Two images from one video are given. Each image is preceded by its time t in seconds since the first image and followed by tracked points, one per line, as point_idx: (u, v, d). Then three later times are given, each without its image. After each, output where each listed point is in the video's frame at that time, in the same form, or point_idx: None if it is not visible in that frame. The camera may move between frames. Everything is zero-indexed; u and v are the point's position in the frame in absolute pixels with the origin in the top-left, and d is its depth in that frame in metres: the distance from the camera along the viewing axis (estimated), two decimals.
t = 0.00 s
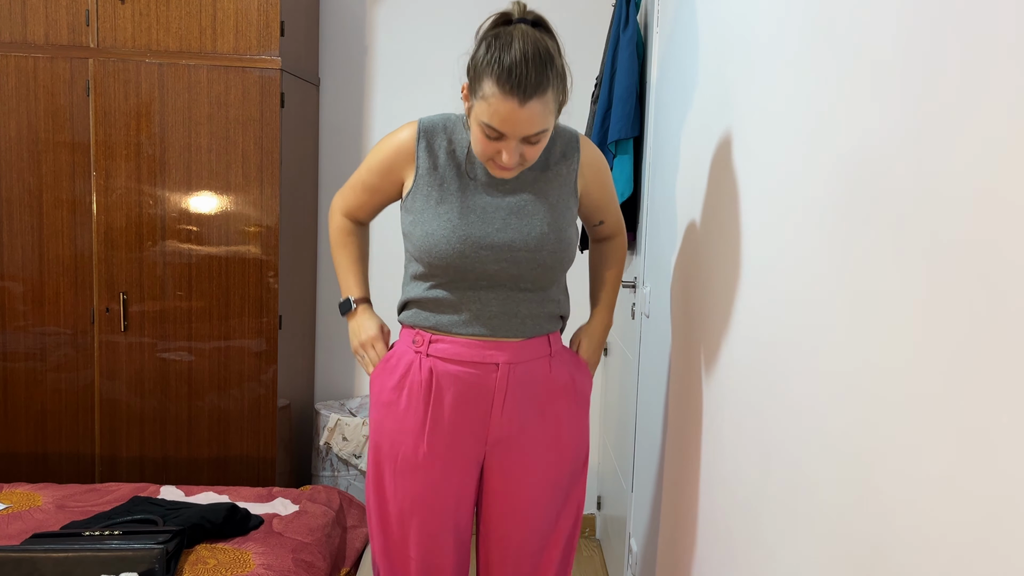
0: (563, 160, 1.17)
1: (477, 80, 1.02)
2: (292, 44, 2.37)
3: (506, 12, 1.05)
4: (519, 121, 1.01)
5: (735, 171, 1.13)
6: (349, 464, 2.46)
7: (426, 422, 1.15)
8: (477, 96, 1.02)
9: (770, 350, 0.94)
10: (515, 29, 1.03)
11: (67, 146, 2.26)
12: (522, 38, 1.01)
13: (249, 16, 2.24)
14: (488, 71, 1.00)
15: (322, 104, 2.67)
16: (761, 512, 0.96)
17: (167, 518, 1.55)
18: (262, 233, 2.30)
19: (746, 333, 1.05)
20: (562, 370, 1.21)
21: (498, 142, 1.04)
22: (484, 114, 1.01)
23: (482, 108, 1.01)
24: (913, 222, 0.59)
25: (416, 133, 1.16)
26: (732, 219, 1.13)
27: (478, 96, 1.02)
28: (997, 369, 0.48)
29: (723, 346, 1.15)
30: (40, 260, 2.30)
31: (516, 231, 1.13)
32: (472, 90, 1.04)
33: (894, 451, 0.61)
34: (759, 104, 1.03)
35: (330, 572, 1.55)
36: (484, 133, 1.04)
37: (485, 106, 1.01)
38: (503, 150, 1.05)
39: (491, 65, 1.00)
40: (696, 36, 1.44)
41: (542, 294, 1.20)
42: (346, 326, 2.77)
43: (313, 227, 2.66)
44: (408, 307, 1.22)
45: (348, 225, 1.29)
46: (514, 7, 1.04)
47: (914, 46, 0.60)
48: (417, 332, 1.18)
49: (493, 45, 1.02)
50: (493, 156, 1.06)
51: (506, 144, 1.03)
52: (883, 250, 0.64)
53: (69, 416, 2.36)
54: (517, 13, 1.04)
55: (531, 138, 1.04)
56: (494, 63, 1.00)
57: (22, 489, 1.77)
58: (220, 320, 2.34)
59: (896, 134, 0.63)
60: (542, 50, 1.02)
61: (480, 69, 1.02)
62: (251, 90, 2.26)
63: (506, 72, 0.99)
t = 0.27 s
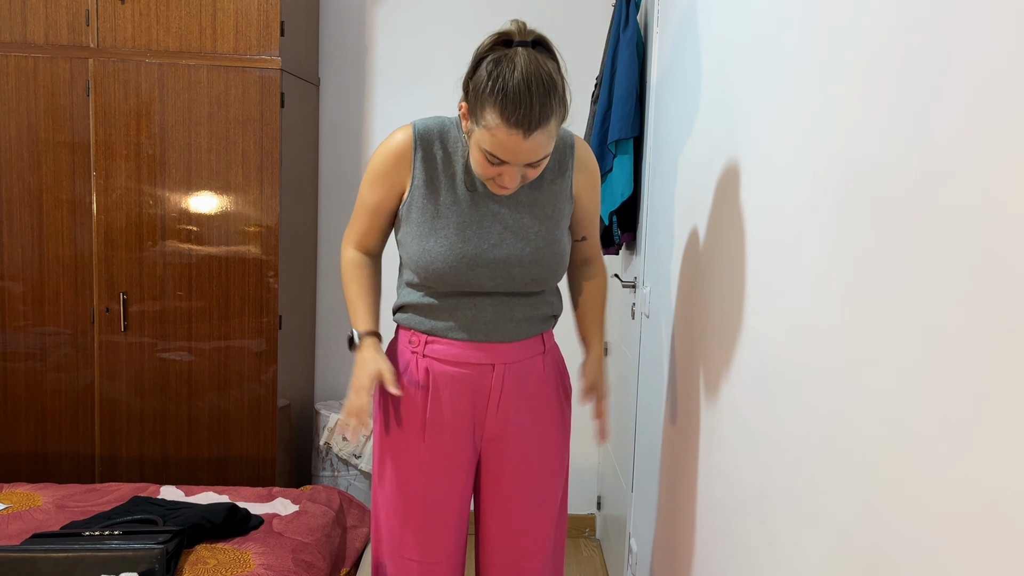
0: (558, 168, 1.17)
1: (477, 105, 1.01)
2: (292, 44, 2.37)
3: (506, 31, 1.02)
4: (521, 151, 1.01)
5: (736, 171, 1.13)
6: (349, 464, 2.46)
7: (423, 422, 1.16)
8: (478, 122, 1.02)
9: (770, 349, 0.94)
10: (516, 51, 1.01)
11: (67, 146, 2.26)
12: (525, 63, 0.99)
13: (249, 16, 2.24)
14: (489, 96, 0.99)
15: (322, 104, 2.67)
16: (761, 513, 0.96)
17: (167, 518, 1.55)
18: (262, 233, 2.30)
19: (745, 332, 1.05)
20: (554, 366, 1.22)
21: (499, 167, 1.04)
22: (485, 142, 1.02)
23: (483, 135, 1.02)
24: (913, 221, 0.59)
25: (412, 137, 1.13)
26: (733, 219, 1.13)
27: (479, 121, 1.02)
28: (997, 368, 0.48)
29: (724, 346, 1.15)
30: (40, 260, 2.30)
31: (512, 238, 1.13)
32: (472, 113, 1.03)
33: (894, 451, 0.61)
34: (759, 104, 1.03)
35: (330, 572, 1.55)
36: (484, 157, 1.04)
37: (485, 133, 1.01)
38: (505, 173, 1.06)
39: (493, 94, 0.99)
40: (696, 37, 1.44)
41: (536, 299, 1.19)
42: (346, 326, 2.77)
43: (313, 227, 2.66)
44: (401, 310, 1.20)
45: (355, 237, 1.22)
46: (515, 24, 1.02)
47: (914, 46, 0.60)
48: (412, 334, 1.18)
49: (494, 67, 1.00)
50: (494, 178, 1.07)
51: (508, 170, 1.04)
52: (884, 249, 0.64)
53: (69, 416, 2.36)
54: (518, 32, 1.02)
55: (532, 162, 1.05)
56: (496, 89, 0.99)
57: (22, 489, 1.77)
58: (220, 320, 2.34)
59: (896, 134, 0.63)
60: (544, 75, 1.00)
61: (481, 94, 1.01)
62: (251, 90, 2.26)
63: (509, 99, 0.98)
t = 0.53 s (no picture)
0: (562, 173, 1.16)
1: (475, 69, 1.02)
2: (292, 44, 2.37)
3: (496, 7, 1.05)
4: (523, 99, 0.99)
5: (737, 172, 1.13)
6: (349, 464, 2.46)
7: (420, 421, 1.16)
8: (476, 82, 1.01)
9: (771, 350, 0.94)
10: (508, 20, 1.04)
11: (67, 146, 2.26)
12: (517, 26, 1.02)
13: (249, 16, 2.24)
14: (486, 55, 1.01)
15: (322, 104, 2.67)
16: (761, 513, 0.96)
17: (167, 518, 1.55)
18: (262, 233, 2.30)
19: (746, 332, 1.06)
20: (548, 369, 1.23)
21: (501, 129, 1.02)
22: (485, 97, 1.00)
23: (482, 92, 1.00)
24: (913, 223, 0.59)
25: (412, 142, 1.12)
26: (733, 219, 1.13)
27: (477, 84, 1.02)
28: (997, 369, 0.48)
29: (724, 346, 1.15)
30: (40, 260, 2.30)
31: (512, 246, 1.13)
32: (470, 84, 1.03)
33: (894, 452, 0.61)
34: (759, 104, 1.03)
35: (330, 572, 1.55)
36: (486, 120, 1.02)
37: (485, 88, 1.00)
38: (508, 139, 1.02)
39: (492, 50, 1.00)
40: (697, 37, 1.44)
41: (534, 305, 1.19)
42: (346, 326, 2.77)
43: (313, 228, 2.66)
44: (400, 312, 1.21)
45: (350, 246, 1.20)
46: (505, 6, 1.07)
47: (914, 47, 0.60)
48: (411, 337, 1.19)
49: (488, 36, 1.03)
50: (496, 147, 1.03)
51: (510, 125, 1.01)
52: (884, 250, 0.64)
53: (69, 416, 2.36)
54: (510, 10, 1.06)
55: (535, 121, 1.02)
56: (492, 48, 1.00)
57: (22, 489, 1.76)
58: (220, 320, 2.34)
59: (896, 134, 0.63)
60: (539, 35, 1.03)
61: (478, 59, 1.02)
62: (251, 90, 2.26)
63: (505, 53, 0.99)
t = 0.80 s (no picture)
0: (568, 180, 1.17)
1: (478, 63, 1.02)
2: (292, 44, 2.37)
3: (493, 8, 1.05)
4: (527, 84, 0.99)
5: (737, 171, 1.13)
6: (349, 464, 2.46)
7: (418, 422, 1.16)
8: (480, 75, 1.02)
9: (771, 350, 0.94)
10: (506, 16, 1.04)
11: (67, 146, 2.26)
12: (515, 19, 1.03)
13: (249, 16, 2.24)
14: (488, 47, 1.01)
15: (322, 103, 2.67)
16: (762, 513, 0.96)
17: (167, 518, 1.55)
18: (262, 233, 2.30)
19: (746, 332, 1.05)
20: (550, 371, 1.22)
21: (508, 119, 1.01)
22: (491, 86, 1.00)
23: (487, 83, 1.00)
24: (914, 221, 0.59)
25: (413, 142, 1.13)
26: (733, 218, 1.13)
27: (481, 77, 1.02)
28: (998, 368, 0.48)
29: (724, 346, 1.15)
30: (40, 260, 2.30)
31: (511, 249, 1.13)
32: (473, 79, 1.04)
33: (895, 452, 0.61)
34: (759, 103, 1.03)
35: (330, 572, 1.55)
36: (492, 111, 1.01)
37: (490, 78, 1.00)
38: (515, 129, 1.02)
39: (492, 44, 1.01)
40: (697, 37, 1.44)
41: (533, 307, 1.19)
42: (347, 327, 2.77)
43: (313, 228, 2.66)
44: (400, 310, 1.21)
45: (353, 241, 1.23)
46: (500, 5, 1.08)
47: (914, 45, 0.60)
48: (410, 336, 1.18)
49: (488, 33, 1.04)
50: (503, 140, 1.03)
51: (518, 113, 1.01)
52: (885, 249, 0.64)
53: (69, 416, 2.36)
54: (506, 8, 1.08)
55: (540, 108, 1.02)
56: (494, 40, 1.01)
57: (22, 489, 1.76)
58: (220, 320, 2.34)
59: (897, 132, 0.63)
60: (538, 27, 1.03)
61: (480, 54, 1.02)
62: (251, 90, 2.26)
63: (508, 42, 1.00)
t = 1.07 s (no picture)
0: (569, 182, 1.16)
1: (489, 87, 1.02)
2: (292, 44, 2.37)
3: (506, 26, 1.05)
4: (535, 117, 1.00)
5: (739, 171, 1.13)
6: (349, 464, 2.46)
7: (416, 420, 1.16)
8: (489, 101, 1.02)
9: (771, 350, 0.94)
10: (518, 39, 1.04)
11: (67, 146, 2.26)
12: (528, 43, 1.03)
13: (249, 16, 2.24)
14: (500, 73, 1.01)
15: (322, 104, 2.67)
16: (761, 513, 0.96)
17: (167, 518, 1.55)
18: (262, 233, 2.30)
19: (746, 332, 1.06)
20: (551, 372, 1.21)
21: (516, 149, 1.02)
22: (500, 117, 1.00)
23: (496, 111, 1.01)
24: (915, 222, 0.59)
25: (413, 145, 1.12)
26: (735, 219, 1.13)
27: (489, 102, 1.02)
28: (1000, 369, 0.48)
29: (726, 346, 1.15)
30: (40, 260, 2.30)
31: (510, 249, 1.13)
32: (483, 101, 1.03)
33: (894, 451, 0.61)
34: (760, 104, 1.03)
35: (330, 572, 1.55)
36: (499, 140, 1.02)
37: (500, 107, 1.00)
38: (520, 158, 1.03)
39: (502, 69, 1.01)
40: (697, 37, 1.44)
41: (531, 307, 1.19)
42: (347, 326, 2.77)
43: (313, 228, 2.66)
44: (401, 307, 1.22)
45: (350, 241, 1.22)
46: (513, 20, 1.07)
47: (916, 46, 0.60)
48: (410, 333, 1.19)
49: (500, 52, 1.03)
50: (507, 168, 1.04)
51: (524, 147, 1.02)
52: (887, 250, 0.64)
53: (69, 416, 2.36)
54: (522, 25, 1.07)
55: (547, 139, 1.03)
56: (506, 67, 1.01)
57: (22, 489, 1.76)
58: (220, 319, 2.34)
59: (898, 133, 0.63)
60: (550, 54, 1.03)
61: (491, 78, 1.02)
62: (251, 90, 2.26)
63: (519, 70, 1.00)
